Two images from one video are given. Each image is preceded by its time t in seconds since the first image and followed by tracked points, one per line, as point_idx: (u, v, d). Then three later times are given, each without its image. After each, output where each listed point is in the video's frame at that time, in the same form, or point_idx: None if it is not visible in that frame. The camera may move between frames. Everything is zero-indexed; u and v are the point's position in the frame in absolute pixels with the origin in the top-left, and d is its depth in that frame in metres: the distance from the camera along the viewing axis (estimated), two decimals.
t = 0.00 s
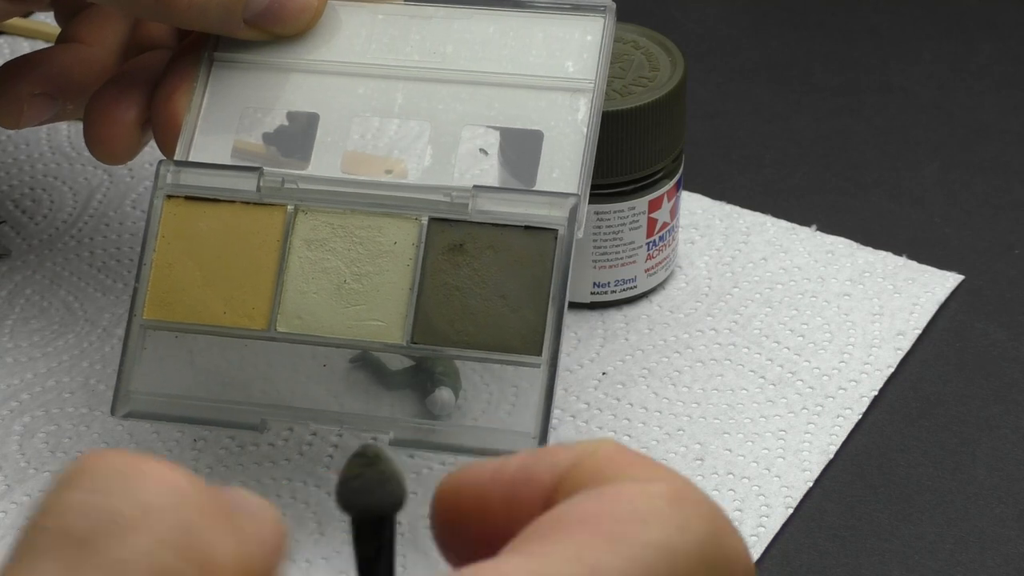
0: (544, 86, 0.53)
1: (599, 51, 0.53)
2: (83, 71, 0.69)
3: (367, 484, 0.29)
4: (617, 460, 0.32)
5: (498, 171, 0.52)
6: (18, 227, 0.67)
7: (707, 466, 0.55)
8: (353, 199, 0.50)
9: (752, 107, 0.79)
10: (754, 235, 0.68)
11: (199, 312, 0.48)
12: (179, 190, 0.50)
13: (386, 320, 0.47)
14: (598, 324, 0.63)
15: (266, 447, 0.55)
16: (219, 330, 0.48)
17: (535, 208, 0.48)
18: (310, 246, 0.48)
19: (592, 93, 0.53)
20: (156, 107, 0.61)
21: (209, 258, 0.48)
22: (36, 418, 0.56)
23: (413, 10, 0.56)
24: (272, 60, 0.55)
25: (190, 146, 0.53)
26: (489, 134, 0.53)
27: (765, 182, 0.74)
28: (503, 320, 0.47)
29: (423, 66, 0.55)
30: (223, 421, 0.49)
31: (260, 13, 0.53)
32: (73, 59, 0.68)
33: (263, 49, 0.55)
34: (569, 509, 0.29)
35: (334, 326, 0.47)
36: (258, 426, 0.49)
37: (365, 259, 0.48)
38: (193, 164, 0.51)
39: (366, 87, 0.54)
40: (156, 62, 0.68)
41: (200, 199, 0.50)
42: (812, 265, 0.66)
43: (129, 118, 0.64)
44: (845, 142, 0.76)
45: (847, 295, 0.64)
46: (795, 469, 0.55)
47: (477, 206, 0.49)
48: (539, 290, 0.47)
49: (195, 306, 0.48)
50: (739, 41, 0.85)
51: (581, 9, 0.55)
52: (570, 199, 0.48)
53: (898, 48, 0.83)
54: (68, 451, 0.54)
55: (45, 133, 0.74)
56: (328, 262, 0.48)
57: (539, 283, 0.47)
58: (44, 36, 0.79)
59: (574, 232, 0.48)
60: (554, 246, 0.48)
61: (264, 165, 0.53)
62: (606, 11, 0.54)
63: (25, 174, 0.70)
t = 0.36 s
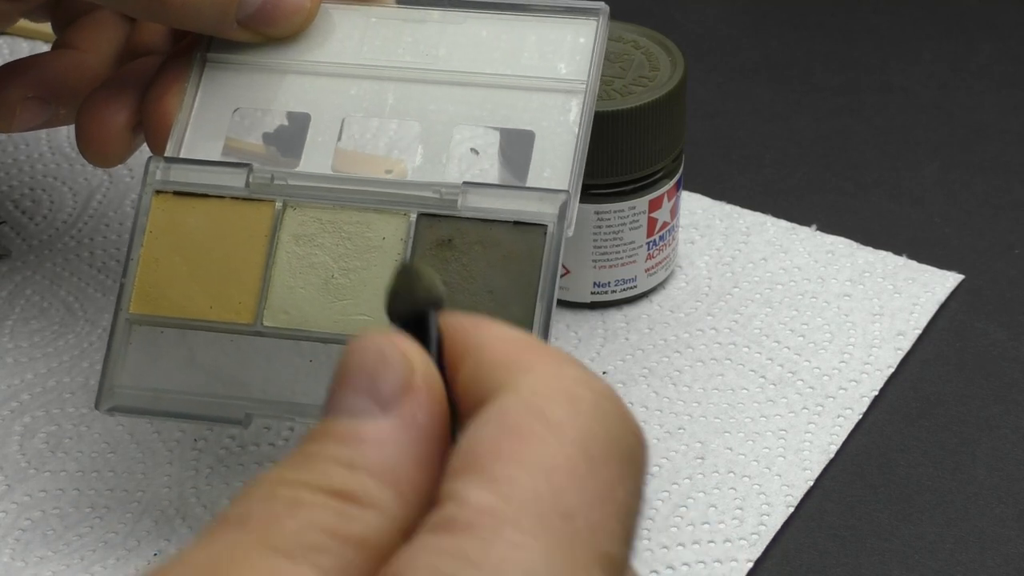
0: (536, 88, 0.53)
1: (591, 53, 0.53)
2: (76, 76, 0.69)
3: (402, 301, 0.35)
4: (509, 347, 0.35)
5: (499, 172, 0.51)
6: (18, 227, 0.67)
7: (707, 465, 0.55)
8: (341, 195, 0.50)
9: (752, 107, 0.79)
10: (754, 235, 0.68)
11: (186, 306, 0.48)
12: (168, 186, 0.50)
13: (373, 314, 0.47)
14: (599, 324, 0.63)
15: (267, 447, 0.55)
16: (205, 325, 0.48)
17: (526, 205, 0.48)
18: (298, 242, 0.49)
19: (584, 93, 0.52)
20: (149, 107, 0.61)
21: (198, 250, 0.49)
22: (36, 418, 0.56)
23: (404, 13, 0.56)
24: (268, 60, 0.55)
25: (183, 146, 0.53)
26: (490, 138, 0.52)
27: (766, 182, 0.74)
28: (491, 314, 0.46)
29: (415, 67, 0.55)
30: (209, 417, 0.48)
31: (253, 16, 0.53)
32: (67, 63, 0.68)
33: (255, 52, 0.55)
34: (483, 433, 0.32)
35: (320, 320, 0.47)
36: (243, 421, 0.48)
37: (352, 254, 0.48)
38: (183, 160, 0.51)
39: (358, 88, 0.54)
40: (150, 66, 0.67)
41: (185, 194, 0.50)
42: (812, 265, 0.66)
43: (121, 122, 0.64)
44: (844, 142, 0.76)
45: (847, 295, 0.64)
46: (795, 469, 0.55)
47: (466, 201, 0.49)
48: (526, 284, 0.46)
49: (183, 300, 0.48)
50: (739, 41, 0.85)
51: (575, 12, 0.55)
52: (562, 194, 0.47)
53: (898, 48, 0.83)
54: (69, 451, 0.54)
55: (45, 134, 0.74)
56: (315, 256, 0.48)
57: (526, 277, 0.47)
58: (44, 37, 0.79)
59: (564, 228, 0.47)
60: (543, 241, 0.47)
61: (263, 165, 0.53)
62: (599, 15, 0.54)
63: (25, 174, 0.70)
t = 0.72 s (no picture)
0: (532, 89, 0.53)
1: (588, 55, 0.53)
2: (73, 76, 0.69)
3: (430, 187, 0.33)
4: (606, 388, 0.37)
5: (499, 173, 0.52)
6: (18, 227, 0.67)
7: (707, 465, 0.55)
8: (336, 196, 0.50)
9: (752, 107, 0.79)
10: (754, 235, 0.68)
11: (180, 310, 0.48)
12: (163, 188, 0.50)
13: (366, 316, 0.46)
14: (599, 323, 0.63)
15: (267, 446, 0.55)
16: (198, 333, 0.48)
17: (521, 204, 0.48)
18: (292, 244, 0.48)
19: (580, 94, 0.52)
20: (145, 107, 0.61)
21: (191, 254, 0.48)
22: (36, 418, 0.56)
23: (401, 14, 0.56)
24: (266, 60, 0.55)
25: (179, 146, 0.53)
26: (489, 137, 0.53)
27: (766, 182, 0.74)
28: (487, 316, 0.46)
29: (410, 68, 0.55)
30: (195, 417, 0.47)
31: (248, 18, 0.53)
32: (64, 65, 0.68)
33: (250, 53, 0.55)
34: (593, 470, 0.33)
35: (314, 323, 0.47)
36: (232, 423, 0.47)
37: (347, 256, 0.48)
38: (178, 162, 0.50)
39: (355, 88, 0.54)
40: (146, 69, 0.66)
41: (178, 196, 0.50)
42: (812, 265, 0.66)
43: (117, 122, 0.64)
44: (844, 142, 0.76)
45: (847, 295, 0.64)
46: (795, 469, 0.55)
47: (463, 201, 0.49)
48: (521, 286, 0.47)
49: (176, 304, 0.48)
50: (739, 41, 0.85)
51: (573, 12, 0.55)
52: (557, 195, 0.48)
53: (898, 48, 0.83)
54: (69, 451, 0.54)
55: (45, 134, 0.74)
56: (309, 259, 0.48)
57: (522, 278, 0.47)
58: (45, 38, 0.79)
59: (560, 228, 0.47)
60: (539, 241, 0.47)
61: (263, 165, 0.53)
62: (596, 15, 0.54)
63: (25, 174, 0.70)
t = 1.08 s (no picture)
0: (528, 86, 0.53)
1: (582, 52, 0.53)
2: (67, 77, 0.68)
3: (486, 166, 0.33)
4: (625, 368, 0.39)
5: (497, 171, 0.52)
6: (18, 227, 0.67)
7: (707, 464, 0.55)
8: (330, 194, 0.49)
9: (752, 107, 0.79)
10: (754, 235, 0.68)
11: (175, 311, 0.48)
12: (157, 187, 0.50)
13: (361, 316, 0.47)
14: (598, 324, 0.63)
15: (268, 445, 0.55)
16: (193, 327, 0.48)
17: (516, 203, 0.47)
18: (287, 243, 0.48)
19: (576, 91, 0.52)
20: (139, 107, 0.61)
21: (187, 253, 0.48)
22: (36, 418, 0.56)
23: (397, 13, 0.56)
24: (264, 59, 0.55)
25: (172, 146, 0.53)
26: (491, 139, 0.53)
27: (765, 182, 0.74)
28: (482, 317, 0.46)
29: (405, 67, 0.54)
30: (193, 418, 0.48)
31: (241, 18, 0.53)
32: (56, 67, 0.68)
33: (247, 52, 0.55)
34: (627, 446, 0.35)
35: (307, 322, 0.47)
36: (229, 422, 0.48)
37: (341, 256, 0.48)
38: (172, 161, 0.50)
39: (349, 87, 0.54)
40: (142, 68, 0.66)
41: (173, 195, 0.50)
42: (812, 265, 0.66)
43: (110, 123, 0.63)
44: (844, 142, 0.76)
45: (847, 295, 0.64)
46: (795, 469, 0.55)
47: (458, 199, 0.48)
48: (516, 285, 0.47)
49: (171, 305, 0.48)
50: (739, 41, 0.85)
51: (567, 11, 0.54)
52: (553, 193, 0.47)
53: (898, 48, 0.83)
54: (69, 451, 0.54)
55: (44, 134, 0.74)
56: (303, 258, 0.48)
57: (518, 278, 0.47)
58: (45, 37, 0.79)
59: (555, 226, 0.47)
60: (534, 240, 0.47)
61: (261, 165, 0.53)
62: (592, 12, 0.54)
63: (24, 174, 0.70)
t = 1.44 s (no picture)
0: (527, 101, 0.53)
1: (583, 68, 0.53)
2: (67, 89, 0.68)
3: (448, 201, 0.33)
4: (573, 360, 0.40)
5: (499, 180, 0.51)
6: (18, 227, 0.67)
7: (707, 465, 0.55)
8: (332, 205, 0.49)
9: (752, 107, 0.79)
10: (754, 235, 0.68)
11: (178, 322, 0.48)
12: (159, 199, 0.50)
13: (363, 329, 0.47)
14: (598, 324, 0.63)
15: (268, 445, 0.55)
16: (193, 340, 0.48)
17: (518, 216, 0.48)
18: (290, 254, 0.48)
19: (577, 106, 0.52)
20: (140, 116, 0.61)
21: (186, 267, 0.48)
22: (36, 418, 0.56)
23: (398, 27, 0.56)
24: (264, 66, 0.55)
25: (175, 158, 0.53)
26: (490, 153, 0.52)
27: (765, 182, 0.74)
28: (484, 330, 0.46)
29: (405, 80, 0.54)
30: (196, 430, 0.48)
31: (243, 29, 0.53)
32: (57, 76, 0.68)
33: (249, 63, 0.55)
34: (570, 456, 0.37)
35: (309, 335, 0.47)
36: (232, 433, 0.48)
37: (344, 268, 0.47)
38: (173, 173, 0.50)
39: (351, 101, 0.54)
40: (143, 79, 0.67)
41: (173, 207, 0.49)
42: (812, 265, 0.66)
43: (112, 135, 0.63)
44: (844, 142, 0.76)
45: (847, 295, 0.64)
46: (795, 469, 0.55)
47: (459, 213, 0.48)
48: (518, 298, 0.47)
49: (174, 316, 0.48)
50: (739, 41, 0.85)
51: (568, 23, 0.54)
52: (555, 207, 0.47)
53: (898, 48, 0.83)
54: (69, 451, 0.54)
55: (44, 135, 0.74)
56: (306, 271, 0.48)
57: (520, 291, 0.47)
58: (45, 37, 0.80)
59: (556, 239, 0.47)
60: (535, 253, 0.48)
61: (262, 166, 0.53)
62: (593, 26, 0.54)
63: (25, 174, 0.70)
